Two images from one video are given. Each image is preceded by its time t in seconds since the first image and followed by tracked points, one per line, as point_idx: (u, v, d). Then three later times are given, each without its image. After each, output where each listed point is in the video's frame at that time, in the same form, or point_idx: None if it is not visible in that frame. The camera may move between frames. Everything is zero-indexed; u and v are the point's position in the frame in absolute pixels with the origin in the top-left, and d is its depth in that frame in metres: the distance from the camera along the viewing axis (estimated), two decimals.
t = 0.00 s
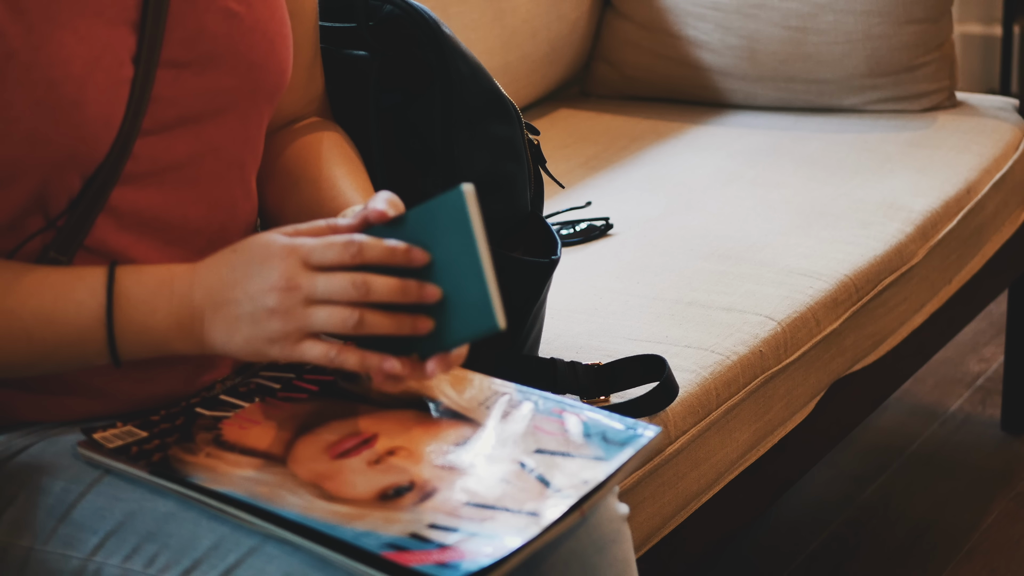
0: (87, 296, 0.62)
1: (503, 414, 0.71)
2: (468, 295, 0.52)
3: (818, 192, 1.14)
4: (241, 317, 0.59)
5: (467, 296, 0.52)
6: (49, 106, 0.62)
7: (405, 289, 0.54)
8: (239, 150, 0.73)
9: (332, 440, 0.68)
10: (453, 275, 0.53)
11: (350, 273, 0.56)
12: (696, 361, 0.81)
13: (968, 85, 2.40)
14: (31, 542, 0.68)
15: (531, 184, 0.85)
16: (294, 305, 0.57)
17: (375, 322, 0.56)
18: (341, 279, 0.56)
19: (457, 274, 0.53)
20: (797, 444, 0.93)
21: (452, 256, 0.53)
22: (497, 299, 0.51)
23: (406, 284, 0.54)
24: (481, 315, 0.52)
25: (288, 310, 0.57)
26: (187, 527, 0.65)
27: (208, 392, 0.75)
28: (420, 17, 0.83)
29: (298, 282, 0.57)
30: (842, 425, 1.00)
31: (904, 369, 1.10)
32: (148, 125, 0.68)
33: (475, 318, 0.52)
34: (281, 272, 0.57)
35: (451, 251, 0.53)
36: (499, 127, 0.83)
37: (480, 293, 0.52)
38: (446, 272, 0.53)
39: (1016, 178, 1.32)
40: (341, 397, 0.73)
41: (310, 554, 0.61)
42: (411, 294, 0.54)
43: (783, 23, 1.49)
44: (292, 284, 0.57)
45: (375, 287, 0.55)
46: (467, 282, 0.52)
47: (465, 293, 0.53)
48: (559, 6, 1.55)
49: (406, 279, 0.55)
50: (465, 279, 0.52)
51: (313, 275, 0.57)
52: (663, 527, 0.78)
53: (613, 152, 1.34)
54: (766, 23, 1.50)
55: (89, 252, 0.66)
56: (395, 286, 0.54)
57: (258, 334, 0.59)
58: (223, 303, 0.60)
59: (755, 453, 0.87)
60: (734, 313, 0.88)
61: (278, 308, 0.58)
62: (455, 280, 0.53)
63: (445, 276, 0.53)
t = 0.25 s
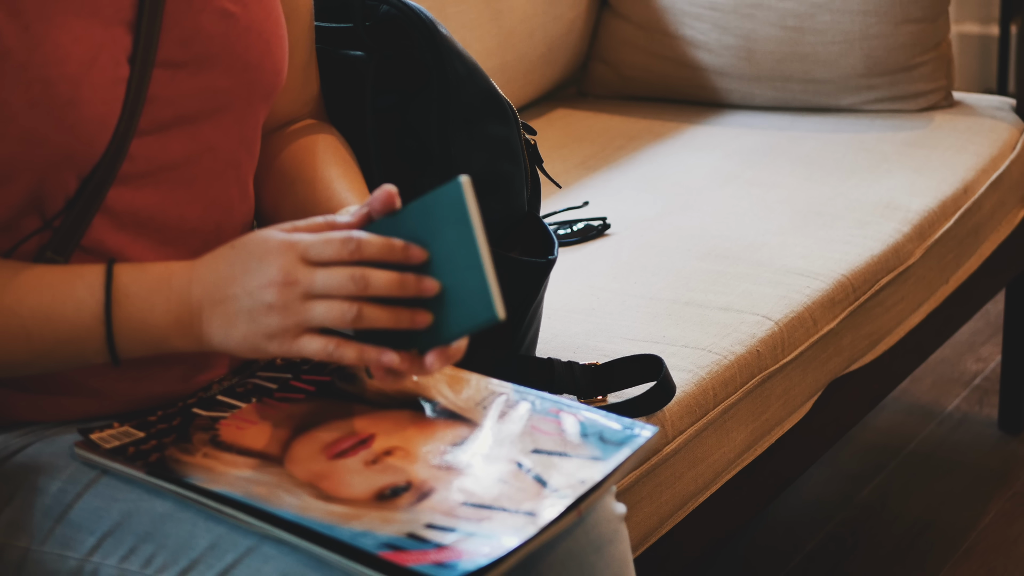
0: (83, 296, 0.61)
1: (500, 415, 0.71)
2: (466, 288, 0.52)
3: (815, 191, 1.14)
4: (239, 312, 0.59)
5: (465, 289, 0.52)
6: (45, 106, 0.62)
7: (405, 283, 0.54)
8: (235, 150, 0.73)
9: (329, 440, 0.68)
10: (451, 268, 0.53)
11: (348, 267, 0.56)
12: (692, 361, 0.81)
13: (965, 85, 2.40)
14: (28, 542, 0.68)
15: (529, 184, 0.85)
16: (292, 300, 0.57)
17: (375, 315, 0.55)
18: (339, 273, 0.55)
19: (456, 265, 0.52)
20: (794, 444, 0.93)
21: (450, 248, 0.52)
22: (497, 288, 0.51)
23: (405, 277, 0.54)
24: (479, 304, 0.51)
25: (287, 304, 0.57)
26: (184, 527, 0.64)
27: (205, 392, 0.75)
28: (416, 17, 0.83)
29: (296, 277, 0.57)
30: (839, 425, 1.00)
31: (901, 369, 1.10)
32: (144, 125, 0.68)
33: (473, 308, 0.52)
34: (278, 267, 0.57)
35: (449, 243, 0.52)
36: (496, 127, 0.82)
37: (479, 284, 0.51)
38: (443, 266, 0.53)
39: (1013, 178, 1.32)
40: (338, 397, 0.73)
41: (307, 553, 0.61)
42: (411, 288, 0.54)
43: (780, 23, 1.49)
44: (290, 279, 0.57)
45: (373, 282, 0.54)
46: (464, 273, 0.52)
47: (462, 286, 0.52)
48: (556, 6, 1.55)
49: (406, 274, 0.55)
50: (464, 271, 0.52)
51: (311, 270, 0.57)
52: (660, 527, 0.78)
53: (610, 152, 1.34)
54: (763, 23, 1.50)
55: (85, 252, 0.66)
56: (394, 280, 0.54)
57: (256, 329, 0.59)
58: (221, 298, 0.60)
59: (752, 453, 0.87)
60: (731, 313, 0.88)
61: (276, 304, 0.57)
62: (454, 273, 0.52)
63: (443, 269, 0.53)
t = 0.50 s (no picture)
0: (81, 297, 0.61)
1: (499, 416, 0.71)
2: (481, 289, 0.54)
3: (814, 192, 1.14)
4: (244, 315, 0.59)
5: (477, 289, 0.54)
6: (41, 105, 0.62)
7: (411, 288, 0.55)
8: (232, 150, 0.73)
9: (328, 441, 0.68)
10: (459, 270, 0.54)
11: (352, 271, 0.56)
12: (691, 362, 0.81)
13: (964, 86, 2.40)
14: (27, 544, 0.68)
15: (529, 185, 0.85)
16: (297, 304, 0.57)
17: (382, 321, 0.56)
18: (343, 278, 0.55)
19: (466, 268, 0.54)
20: (793, 445, 0.93)
21: (455, 251, 0.53)
22: (522, 283, 0.53)
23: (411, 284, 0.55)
24: (507, 302, 0.54)
25: (293, 308, 0.57)
26: (182, 528, 0.64)
27: (203, 393, 0.75)
28: (415, 18, 0.83)
29: (300, 281, 0.57)
30: (838, 426, 1.00)
31: (901, 370, 1.10)
32: (141, 125, 0.67)
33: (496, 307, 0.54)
34: (281, 271, 0.57)
35: (454, 247, 0.53)
36: (494, 128, 0.82)
37: (495, 283, 0.53)
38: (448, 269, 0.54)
39: (1012, 179, 1.32)
40: (337, 398, 0.73)
41: (305, 554, 0.61)
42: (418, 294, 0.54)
43: (779, 24, 1.49)
44: (294, 283, 0.57)
45: (379, 287, 0.55)
46: (477, 276, 0.53)
47: (474, 287, 0.54)
48: (554, 6, 1.55)
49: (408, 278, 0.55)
50: (476, 273, 0.53)
51: (315, 274, 0.56)
52: (660, 529, 0.78)
53: (609, 153, 1.34)
54: (762, 24, 1.50)
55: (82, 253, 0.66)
56: (400, 287, 0.55)
57: (260, 333, 0.59)
58: (225, 301, 0.60)
59: (751, 454, 0.87)
60: (730, 314, 0.88)
61: (281, 308, 0.57)
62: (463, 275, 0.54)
63: (450, 271, 0.54)
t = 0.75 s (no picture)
0: (81, 298, 0.61)
1: (498, 418, 0.71)
2: (484, 295, 0.54)
3: (813, 195, 1.14)
4: (244, 316, 0.59)
5: (479, 294, 0.54)
6: (41, 106, 0.62)
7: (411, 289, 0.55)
8: (232, 152, 0.73)
9: (328, 442, 0.68)
10: (461, 273, 0.54)
11: (354, 272, 0.56)
12: (690, 365, 0.81)
13: (963, 89, 2.41)
14: (27, 545, 0.68)
15: (529, 188, 0.85)
16: (298, 305, 0.57)
17: (382, 320, 0.56)
18: (345, 278, 0.56)
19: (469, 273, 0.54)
20: (792, 448, 0.93)
21: (457, 253, 0.53)
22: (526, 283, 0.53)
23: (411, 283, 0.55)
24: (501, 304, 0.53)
25: (294, 309, 0.57)
26: (182, 530, 0.65)
27: (203, 395, 0.75)
28: (416, 21, 0.84)
29: (301, 281, 0.57)
30: (837, 429, 1.01)
31: (899, 373, 1.10)
32: (140, 126, 0.68)
33: (494, 309, 0.54)
34: (281, 271, 0.57)
35: (455, 249, 0.53)
36: (494, 131, 0.82)
37: (497, 291, 0.53)
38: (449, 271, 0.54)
39: (1011, 182, 1.32)
40: (337, 400, 0.73)
41: (305, 556, 0.61)
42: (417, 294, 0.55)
43: (779, 26, 1.49)
44: (295, 284, 0.57)
45: (380, 289, 0.55)
46: (479, 281, 0.53)
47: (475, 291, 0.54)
48: (554, 8, 1.55)
49: (407, 278, 0.56)
50: (478, 278, 0.53)
51: (316, 275, 0.57)
52: (659, 531, 0.78)
53: (609, 156, 1.34)
54: (762, 26, 1.50)
55: (82, 254, 0.66)
56: (401, 287, 0.55)
57: (260, 334, 0.59)
58: (225, 301, 0.60)
59: (750, 457, 0.87)
60: (729, 316, 0.89)
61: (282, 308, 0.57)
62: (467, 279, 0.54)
63: (451, 272, 0.54)
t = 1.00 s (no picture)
0: (81, 298, 0.61)
1: (500, 419, 0.71)
2: (485, 298, 0.54)
3: (814, 198, 1.14)
4: (242, 315, 0.59)
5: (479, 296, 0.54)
6: (40, 106, 0.62)
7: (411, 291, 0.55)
8: (233, 152, 0.73)
9: (329, 443, 0.68)
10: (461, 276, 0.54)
11: (353, 274, 0.56)
12: (692, 367, 0.81)
13: (965, 92, 2.40)
14: (27, 544, 0.68)
15: (529, 189, 0.84)
16: (297, 305, 0.57)
17: (380, 322, 0.56)
18: (345, 280, 0.56)
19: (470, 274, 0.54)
20: (792, 450, 0.93)
21: (463, 257, 0.53)
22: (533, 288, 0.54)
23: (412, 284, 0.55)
24: (511, 308, 0.54)
25: (292, 309, 0.57)
26: (183, 530, 0.65)
27: (204, 395, 0.75)
28: (418, 22, 0.84)
29: (300, 282, 0.57)
30: (838, 432, 1.01)
31: (900, 376, 1.10)
32: (141, 126, 0.68)
33: (499, 314, 0.54)
34: (279, 272, 0.57)
35: (461, 254, 0.53)
36: (495, 132, 0.82)
37: (499, 292, 0.54)
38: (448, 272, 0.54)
39: (1012, 185, 1.32)
40: (338, 401, 0.73)
41: (306, 557, 0.62)
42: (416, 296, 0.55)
43: (781, 29, 1.49)
44: (293, 284, 0.57)
45: (378, 290, 0.55)
46: (480, 283, 0.54)
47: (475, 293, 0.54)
48: (556, 10, 1.55)
49: (406, 279, 0.56)
50: (479, 282, 0.53)
51: (315, 276, 0.57)
52: (659, 533, 0.78)
53: (610, 157, 1.34)
54: (764, 29, 1.50)
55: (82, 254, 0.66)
56: (401, 288, 0.55)
57: (258, 334, 0.59)
58: (224, 301, 0.60)
59: (750, 459, 0.87)
60: (730, 319, 0.89)
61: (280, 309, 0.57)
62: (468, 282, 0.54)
63: (455, 275, 0.54)
